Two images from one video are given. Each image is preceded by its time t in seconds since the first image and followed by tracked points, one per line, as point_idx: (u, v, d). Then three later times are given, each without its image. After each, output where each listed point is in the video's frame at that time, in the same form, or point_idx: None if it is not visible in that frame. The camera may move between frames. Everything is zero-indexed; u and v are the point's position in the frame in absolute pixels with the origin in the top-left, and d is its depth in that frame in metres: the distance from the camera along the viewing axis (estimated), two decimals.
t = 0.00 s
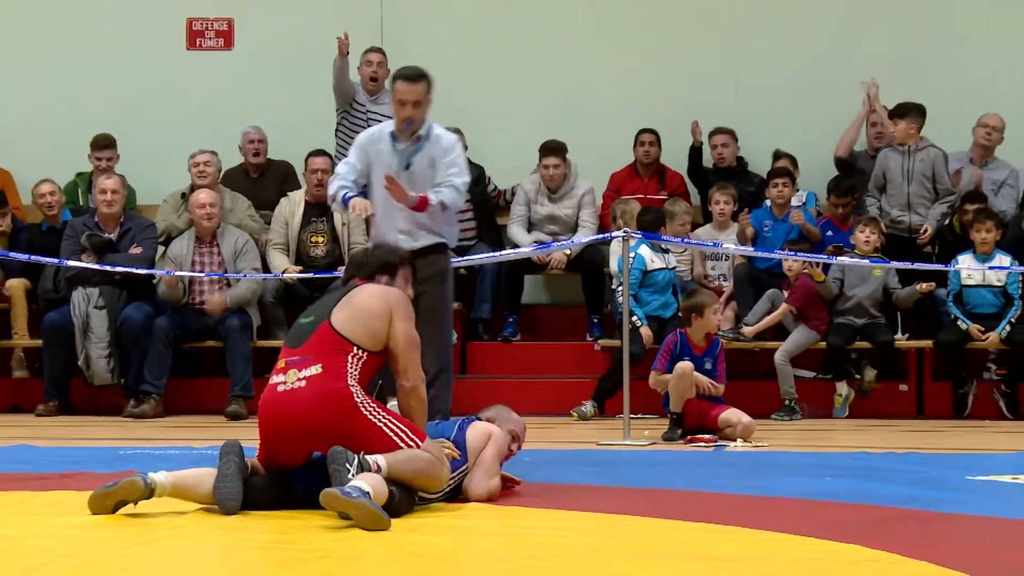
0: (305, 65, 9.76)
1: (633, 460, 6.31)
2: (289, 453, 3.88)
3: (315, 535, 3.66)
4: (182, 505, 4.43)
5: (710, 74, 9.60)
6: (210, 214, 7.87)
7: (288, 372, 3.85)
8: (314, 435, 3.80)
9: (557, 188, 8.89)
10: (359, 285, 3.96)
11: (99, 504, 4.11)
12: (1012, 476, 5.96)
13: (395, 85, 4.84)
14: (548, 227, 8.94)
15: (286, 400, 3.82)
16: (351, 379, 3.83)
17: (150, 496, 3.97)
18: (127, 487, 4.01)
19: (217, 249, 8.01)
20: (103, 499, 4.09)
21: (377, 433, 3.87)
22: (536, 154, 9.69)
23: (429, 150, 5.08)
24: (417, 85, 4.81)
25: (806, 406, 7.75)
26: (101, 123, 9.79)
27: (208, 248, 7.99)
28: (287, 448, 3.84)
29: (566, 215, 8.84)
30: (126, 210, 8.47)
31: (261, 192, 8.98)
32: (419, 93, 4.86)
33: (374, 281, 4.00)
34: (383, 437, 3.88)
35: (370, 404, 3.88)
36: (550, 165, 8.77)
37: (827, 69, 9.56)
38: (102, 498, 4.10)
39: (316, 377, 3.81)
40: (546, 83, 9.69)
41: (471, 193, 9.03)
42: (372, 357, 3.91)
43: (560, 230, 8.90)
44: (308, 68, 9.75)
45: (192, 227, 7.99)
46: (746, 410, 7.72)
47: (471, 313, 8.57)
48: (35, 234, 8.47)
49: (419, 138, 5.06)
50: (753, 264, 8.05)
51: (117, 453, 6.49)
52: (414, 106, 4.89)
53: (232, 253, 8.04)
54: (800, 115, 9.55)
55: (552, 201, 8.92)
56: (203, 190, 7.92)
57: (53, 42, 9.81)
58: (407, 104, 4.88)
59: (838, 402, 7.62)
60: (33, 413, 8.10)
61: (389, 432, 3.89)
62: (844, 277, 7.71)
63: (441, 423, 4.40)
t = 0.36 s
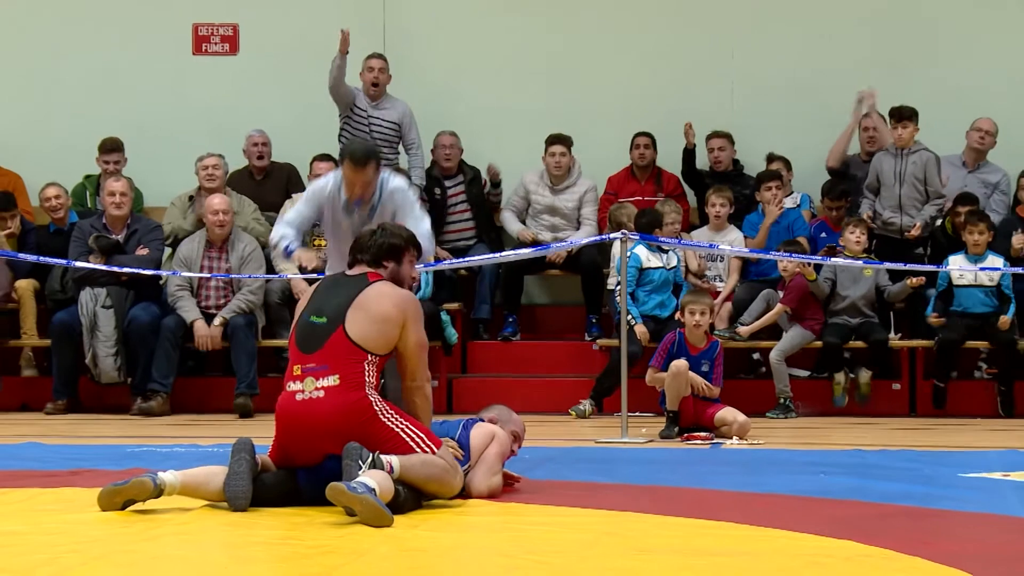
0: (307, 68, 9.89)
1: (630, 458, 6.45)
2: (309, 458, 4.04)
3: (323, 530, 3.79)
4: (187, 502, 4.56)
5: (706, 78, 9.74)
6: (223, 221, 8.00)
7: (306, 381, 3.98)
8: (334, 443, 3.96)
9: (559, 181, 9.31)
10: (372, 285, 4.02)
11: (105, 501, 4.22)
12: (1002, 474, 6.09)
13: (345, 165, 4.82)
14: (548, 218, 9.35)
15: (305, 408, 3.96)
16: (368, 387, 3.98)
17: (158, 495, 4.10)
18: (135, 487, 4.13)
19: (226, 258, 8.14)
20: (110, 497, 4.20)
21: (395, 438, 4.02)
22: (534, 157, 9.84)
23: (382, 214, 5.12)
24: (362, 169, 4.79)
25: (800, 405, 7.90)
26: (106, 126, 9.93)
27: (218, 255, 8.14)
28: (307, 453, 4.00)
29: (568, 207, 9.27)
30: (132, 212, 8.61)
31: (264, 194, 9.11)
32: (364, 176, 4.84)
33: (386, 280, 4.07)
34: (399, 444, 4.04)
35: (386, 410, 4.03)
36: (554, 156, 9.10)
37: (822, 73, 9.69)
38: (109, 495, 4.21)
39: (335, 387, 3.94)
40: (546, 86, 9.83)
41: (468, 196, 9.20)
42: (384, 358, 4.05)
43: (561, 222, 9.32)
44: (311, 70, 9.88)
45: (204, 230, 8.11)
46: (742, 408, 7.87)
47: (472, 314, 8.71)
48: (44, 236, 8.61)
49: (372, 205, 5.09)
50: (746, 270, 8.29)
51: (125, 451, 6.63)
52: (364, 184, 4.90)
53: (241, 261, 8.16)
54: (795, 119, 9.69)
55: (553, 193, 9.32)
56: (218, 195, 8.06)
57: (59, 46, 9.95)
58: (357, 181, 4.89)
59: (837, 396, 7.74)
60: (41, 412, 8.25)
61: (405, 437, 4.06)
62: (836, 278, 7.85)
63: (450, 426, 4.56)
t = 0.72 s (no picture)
0: (309, 69, 9.96)
1: (629, 456, 6.51)
2: (312, 461, 4.10)
3: (325, 527, 3.85)
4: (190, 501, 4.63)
5: (704, 80, 9.81)
6: (221, 236, 7.98)
7: (309, 384, 4.04)
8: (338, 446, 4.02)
9: (560, 180, 9.45)
10: (378, 288, 4.13)
11: (110, 500, 4.28)
12: (998, 472, 6.16)
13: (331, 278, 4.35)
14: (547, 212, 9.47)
15: (309, 410, 4.02)
16: (372, 390, 4.05)
17: (162, 495, 4.17)
18: (140, 486, 4.20)
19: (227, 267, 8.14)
20: (116, 496, 4.26)
21: (398, 441, 4.09)
22: (534, 157, 9.90)
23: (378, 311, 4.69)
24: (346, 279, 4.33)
25: (798, 403, 7.98)
26: (109, 127, 10.00)
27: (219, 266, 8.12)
28: (311, 456, 4.06)
29: (568, 202, 9.40)
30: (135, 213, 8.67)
31: (266, 195, 9.18)
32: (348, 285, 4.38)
33: (391, 283, 4.18)
34: (402, 446, 4.10)
35: (388, 412, 4.10)
36: (556, 152, 9.28)
37: (820, 74, 9.76)
38: (114, 493, 4.27)
39: (339, 390, 4.01)
40: (545, 88, 9.89)
41: (459, 202, 9.31)
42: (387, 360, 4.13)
43: (561, 217, 9.43)
44: (312, 71, 9.95)
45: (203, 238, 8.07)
46: (740, 406, 7.94)
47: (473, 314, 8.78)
48: (48, 236, 8.67)
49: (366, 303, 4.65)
50: (745, 270, 8.36)
51: (128, 449, 6.70)
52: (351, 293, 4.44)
53: (245, 269, 8.14)
54: (793, 120, 9.75)
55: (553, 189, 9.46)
56: (214, 208, 8.02)
57: (63, 48, 10.02)
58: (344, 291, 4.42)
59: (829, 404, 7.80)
60: (46, 411, 8.32)
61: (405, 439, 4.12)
62: (831, 285, 8.04)
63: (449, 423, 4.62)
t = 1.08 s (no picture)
0: (311, 70, 9.96)
1: (630, 456, 6.51)
2: (280, 411, 3.95)
3: (326, 527, 3.85)
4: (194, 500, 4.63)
5: (706, 81, 9.81)
6: (220, 228, 7.99)
7: (290, 329, 3.95)
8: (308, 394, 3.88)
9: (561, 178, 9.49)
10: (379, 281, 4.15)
11: (113, 498, 4.28)
12: (998, 472, 6.15)
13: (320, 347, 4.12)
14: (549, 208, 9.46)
15: (285, 353, 3.91)
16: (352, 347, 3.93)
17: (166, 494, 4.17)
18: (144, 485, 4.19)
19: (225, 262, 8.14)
20: (120, 494, 4.26)
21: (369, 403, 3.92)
22: (535, 158, 9.90)
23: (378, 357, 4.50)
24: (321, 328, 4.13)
25: (799, 403, 7.98)
26: (110, 127, 10.01)
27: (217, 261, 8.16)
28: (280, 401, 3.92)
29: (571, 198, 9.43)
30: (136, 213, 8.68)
31: (267, 194, 9.19)
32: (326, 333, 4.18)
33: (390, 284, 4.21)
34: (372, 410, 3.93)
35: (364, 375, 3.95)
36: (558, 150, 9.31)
37: (821, 75, 9.75)
38: (117, 492, 4.26)
39: (319, 337, 3.91)
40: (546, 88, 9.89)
41: (459, 203, 9.30)
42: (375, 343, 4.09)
43: (562, 216, 9.44)
44: (314, 71, 9.96)
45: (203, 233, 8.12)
46: (741, 406, 7.95)
47: (474, 314, 8.79)
48: (50, 236, 8.68)
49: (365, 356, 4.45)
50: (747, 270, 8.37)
51: (130, 449, 6.70)
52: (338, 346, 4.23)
53: (241, 265, 8.17)
54: (795, 121, 9.75)
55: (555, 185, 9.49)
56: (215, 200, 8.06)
57: (64, 49, 10.02)
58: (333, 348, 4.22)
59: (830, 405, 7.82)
60: (47, 411, 8.33)
61: (376, 405, 3.94)
62: (832, 286, 8.04)
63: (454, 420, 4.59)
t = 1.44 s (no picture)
0: (314, 70, 9.97)
1: (633, 457, 6.51)
2: (248, 307, 3.90)
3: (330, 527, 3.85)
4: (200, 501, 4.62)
5: (709, 81, 9.81)
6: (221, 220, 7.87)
7: (266, 223, 3.95)
8: (280, 288, 3.86)
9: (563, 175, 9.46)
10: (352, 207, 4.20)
11: (116, 501, 4.27)
12: (1000, 472, 6.16)
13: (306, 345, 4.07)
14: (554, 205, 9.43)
15: (262, 245, 3.90)
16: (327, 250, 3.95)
17: (169, 497, 4.16)
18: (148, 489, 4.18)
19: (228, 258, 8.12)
20: (124, 498, 4.25)
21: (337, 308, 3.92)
22: (538, 157, 9.91)
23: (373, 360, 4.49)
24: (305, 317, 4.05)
25: (803, 404, 7.98)
26: (113, 127, 10.01)
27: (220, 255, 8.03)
28: (251, 293, 3.89)
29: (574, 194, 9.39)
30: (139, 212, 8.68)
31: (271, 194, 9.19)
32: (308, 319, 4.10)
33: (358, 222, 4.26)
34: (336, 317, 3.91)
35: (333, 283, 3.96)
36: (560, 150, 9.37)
37: (823, 75, 9.76)
38: (121, 494, 4.25)
39: (297, 233, 3.92)
40: (549, 88, 9.89)
41: (468, 204, 9.30)
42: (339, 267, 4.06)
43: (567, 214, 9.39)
44: (317, 72, 9.96)
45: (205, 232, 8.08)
46: (745, 406, 7.96)
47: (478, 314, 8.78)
48: (53, 236, 8.68)
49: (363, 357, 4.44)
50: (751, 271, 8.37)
51: (133, 449, 6.70)
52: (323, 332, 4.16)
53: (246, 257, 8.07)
54: (797, 121, 9.75)
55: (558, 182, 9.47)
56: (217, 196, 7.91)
57: (67, 49, 10.02)
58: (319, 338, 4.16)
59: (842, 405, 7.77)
60: (51, 412, 8.33)
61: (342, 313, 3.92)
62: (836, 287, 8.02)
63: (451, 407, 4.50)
